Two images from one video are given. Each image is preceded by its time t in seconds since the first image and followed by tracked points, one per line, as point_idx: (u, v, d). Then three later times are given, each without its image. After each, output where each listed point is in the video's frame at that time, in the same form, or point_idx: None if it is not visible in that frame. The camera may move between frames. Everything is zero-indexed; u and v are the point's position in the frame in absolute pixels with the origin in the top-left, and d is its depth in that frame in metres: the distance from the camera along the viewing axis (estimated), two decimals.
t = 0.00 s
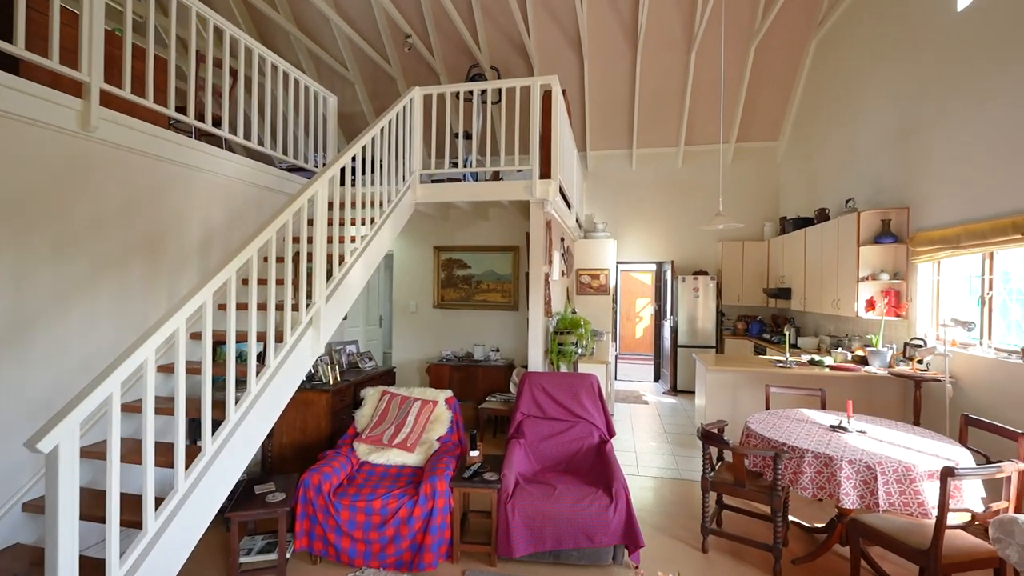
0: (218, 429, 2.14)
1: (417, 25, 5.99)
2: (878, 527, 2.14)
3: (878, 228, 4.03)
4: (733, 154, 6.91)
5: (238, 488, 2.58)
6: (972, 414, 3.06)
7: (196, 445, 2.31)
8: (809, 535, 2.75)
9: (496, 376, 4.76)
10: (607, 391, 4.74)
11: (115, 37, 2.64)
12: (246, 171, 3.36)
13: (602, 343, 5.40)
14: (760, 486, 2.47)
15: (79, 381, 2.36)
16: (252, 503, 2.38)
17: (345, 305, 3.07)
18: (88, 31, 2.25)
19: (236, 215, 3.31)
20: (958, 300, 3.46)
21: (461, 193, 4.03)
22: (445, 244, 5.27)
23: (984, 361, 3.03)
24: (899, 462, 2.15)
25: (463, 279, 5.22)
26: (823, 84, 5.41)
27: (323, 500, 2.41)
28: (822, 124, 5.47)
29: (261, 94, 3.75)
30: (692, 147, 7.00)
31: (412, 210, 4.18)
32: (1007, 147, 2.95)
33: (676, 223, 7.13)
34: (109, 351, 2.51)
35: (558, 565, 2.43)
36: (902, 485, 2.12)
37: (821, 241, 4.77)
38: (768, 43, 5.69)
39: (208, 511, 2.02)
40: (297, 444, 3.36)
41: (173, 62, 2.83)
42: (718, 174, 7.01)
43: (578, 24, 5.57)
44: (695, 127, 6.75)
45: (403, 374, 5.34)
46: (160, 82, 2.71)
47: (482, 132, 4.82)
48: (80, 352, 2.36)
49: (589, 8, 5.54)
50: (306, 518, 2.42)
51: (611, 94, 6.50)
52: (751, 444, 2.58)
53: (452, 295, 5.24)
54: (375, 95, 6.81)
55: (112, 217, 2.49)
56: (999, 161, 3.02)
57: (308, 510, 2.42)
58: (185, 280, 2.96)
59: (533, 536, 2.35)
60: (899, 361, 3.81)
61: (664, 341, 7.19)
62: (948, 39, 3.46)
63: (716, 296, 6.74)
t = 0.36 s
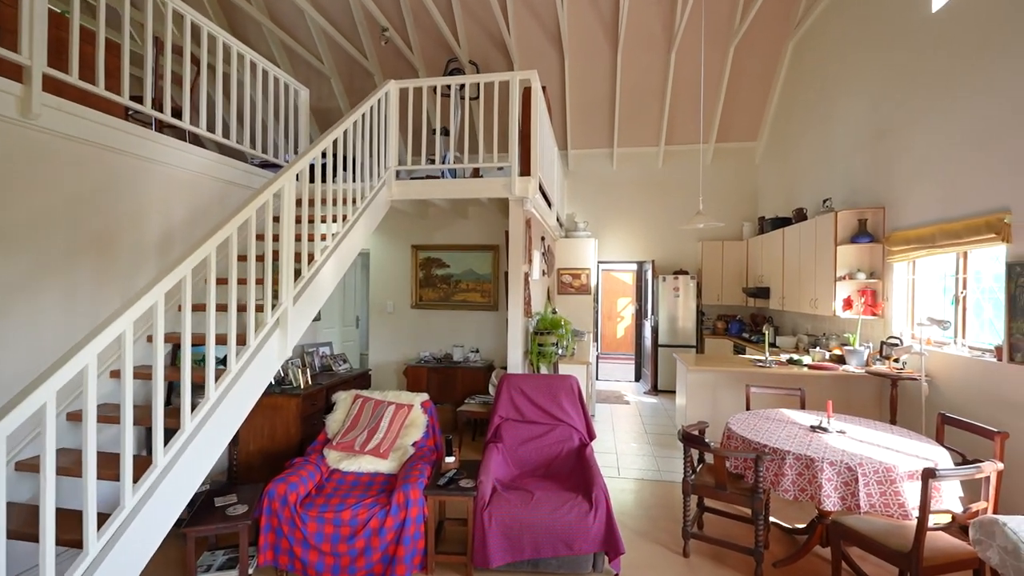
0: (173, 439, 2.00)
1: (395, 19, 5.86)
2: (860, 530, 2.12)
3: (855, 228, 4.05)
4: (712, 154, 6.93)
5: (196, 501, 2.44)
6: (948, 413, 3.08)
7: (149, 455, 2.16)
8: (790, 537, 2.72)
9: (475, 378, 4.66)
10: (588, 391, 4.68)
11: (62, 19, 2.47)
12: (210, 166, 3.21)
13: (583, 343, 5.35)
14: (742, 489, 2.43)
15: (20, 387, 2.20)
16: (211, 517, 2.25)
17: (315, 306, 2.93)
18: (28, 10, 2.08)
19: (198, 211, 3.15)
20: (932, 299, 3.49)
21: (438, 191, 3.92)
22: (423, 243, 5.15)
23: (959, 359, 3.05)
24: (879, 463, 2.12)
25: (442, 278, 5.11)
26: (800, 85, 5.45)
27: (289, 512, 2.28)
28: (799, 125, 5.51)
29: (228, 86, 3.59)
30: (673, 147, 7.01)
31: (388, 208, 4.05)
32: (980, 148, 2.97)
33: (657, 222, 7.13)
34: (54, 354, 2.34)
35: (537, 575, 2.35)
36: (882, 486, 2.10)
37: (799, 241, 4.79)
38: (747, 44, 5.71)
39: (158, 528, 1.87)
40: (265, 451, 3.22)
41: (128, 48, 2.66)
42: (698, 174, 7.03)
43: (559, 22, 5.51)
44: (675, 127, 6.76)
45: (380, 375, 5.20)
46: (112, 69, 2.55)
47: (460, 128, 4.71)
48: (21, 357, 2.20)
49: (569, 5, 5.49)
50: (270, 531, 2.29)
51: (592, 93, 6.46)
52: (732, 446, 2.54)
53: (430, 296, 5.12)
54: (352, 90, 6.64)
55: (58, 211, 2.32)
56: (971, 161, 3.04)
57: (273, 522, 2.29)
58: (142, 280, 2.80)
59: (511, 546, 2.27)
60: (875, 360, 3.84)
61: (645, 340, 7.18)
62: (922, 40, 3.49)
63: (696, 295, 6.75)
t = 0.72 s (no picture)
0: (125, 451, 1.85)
1: (380, 13, 5.72)
2: (856, 541, 2.02)
3: (847, 226, 3.98)
4: (703, 152, 6.85)
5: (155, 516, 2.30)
6: (941, 415, 3.00)
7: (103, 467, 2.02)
8: (782, 545, 2.63)
9: (461, 380, 4.53)
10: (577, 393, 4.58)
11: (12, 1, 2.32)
12: (178, 159, 3.06)
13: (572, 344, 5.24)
14: (732, 497, 2.33)
15: None
16: (169, 534, 2.10)
17: (289, 307, 2.79)
18: None
19: (166, 207, 3.00)
20: (925, 299, 3.43)
21: (421, 188, 3.79)
22: (407, 241, 5.02)
23: (953, 360, 2.97)
24: (875, 470, 2.04)
25: (427, 278, 4.98)
26: (791, 83, 5.38)
27: (255, 526, 2.15)
28: (790, 123, 5.44)
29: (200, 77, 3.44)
30: (663, 144, 6.92)
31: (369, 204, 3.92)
32: (973, 143, 2.90)
33: (647, 221, 7.05)
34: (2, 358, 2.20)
35: None
36: (878, 495, 2.01)
37: (790, 240, 4.72)
38: (737, 41, 5.63)
39: (106, 548, 1.73)
40: (238, 458, 3.08)
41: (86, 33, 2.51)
42: (689, 172, 6.95)
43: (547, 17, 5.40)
44: (666, 124, 6.67)
45: (363, 377, 5.06)
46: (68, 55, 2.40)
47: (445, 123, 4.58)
48: None
49: None
50: (235, 546, 2.15)
51: (582, 89, 6.36)
52: (723, 452, 2.44)
53: (415, 296, 4.99)
54: (337, 85, 6.48)
55: (5, 205, 2.17)
56: (964, 157, 2.97)
57: (238, 537, 2.16)
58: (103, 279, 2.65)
59: (491, 560, 2.14)
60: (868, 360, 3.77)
61: (636, 340, 7.10)
62: (914, 35, 3.42)
63: (687, 295, 6.67)
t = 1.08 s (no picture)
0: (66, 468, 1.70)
1: (361, 6, 5.57)
2: (846, 552, 1.95)
3: (833, 226, 3.93)
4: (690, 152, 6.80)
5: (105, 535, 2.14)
6: (929, 418, 2.95)
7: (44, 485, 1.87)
8: (771, 554, 2.54)
9: (442, 384, 4.40)
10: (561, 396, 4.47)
11: None
12: (139, 152, 2.89)
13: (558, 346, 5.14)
14: (719, 507, 2.25)
15: None
16: (117, 557, 1.96)
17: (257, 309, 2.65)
18: None
19: (127, 204, 2.84)
20: (912, 300, 3.39)
21: (400, 185, 3.65)
22: (388, 241, 4.88)
23: (941, 362, 2.93)
24: (866, 478, 1.96)
25: (409, 278, 4.84)
26: (777, 82, 5.35)
27: (214, 544, 2.01)
28: (776, 123, 5.41)
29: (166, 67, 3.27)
30: (650, 144, 6.86)
31: (346, 202, 3.78)
32: (960, 142, 2.85)
33: (634, 221, 6.98)
34: None
35: None
36: (869, 504, 1.93)
37: (776, 240, 4.67)
38: (723, 40, 5.59)
39: None
40: (203, 469, 2.92)
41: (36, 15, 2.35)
42: (675, 172, 6.90)
43: (532, 13, 5.30)
44: (653, 124, 6.61)
45: (343, 381, 4.91)
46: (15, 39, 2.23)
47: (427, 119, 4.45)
48: None
49: None
50: (192, 566, 2.01)
51: (568, 87, 6.27)
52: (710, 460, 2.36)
53: (397, 297, 4.84)
54: (318, 80, 6.31)
55: None
56: (951, 157, 2.92)
57: (195, 556, 2.01)
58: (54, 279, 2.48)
59: None
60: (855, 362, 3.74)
61: (622, 341, 7.02)
62: (901, 33, 3.38)
63: (674, 296, 6.61)
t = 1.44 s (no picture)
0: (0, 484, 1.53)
1: None
2: (835, 559, 1.90)
3: (819, 225, 3.91)
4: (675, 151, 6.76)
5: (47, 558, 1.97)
6: (916, 420, 2.92)
7: None
8: (760, 561, 2.47)
9: (423, 386, 4.26)
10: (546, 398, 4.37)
11: None
12: (92, 140, 2.69)
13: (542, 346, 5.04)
14: (709, 515, 2.16)
15: None
16: None
17: (222, 310, 2.49)
18: None
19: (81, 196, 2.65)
20: (897, 300, 3.37)
21: (378, 179, 3.50)
22: (367, 238, 4.71)
23: (927, 363, 2.90)
24: (860, 484, 1.89)
25: (388, 277, 4.69)
26: (761, 81, 5.33)
27: (169, 565, 1.85)
28: (761, 122, 5.39)
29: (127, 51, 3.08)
30: (635, 142, 6.81)
31: (322, 197, 3.62)
32: (948, 141, 2.82)
33: (619, 220, 6.92)
34: None
35: None
36: (863, 512, 1.86)
37: (762, 240, 4.64)
38: (709, 38, 5.55)
39: None
40: (165, 479, 2.74)
41: None
42: (660, 171, 6.86)
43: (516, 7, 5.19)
44: (638, 122, 6.55)
45: (319, 383, 4.74)
46: None
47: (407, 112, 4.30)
48: None
49: None
50: None
51: (552, 84, 6.18)
52: (699, 466, 2.27)
53: (376, 296, 4.69)
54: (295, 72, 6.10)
55: None
56: (938, 156, 2.89)
57: None
58: None
59: None
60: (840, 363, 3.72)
61: (607, 341, 6.95)
62: (888, 31, 3.35)
63: (658, 295, 6.56)
